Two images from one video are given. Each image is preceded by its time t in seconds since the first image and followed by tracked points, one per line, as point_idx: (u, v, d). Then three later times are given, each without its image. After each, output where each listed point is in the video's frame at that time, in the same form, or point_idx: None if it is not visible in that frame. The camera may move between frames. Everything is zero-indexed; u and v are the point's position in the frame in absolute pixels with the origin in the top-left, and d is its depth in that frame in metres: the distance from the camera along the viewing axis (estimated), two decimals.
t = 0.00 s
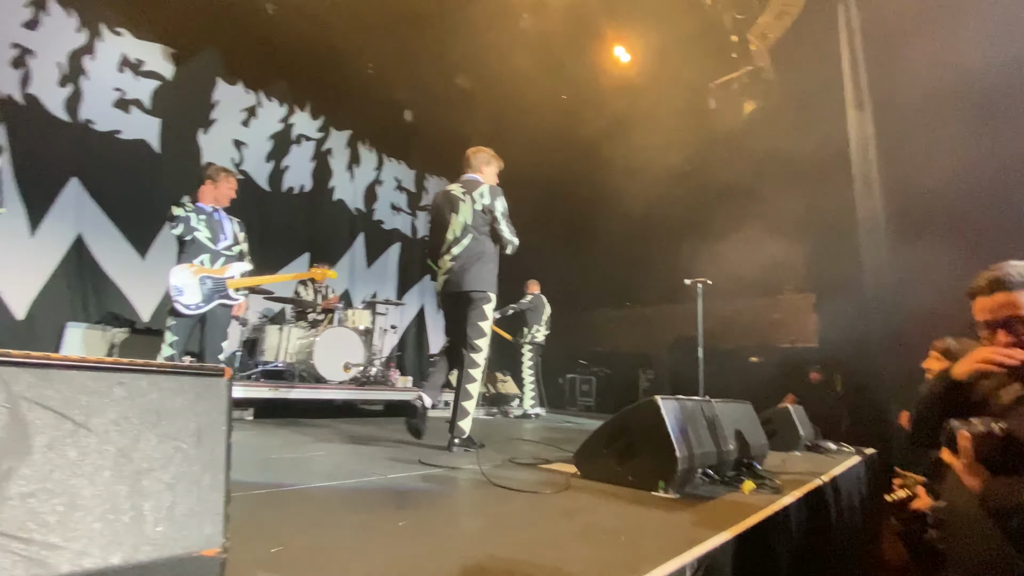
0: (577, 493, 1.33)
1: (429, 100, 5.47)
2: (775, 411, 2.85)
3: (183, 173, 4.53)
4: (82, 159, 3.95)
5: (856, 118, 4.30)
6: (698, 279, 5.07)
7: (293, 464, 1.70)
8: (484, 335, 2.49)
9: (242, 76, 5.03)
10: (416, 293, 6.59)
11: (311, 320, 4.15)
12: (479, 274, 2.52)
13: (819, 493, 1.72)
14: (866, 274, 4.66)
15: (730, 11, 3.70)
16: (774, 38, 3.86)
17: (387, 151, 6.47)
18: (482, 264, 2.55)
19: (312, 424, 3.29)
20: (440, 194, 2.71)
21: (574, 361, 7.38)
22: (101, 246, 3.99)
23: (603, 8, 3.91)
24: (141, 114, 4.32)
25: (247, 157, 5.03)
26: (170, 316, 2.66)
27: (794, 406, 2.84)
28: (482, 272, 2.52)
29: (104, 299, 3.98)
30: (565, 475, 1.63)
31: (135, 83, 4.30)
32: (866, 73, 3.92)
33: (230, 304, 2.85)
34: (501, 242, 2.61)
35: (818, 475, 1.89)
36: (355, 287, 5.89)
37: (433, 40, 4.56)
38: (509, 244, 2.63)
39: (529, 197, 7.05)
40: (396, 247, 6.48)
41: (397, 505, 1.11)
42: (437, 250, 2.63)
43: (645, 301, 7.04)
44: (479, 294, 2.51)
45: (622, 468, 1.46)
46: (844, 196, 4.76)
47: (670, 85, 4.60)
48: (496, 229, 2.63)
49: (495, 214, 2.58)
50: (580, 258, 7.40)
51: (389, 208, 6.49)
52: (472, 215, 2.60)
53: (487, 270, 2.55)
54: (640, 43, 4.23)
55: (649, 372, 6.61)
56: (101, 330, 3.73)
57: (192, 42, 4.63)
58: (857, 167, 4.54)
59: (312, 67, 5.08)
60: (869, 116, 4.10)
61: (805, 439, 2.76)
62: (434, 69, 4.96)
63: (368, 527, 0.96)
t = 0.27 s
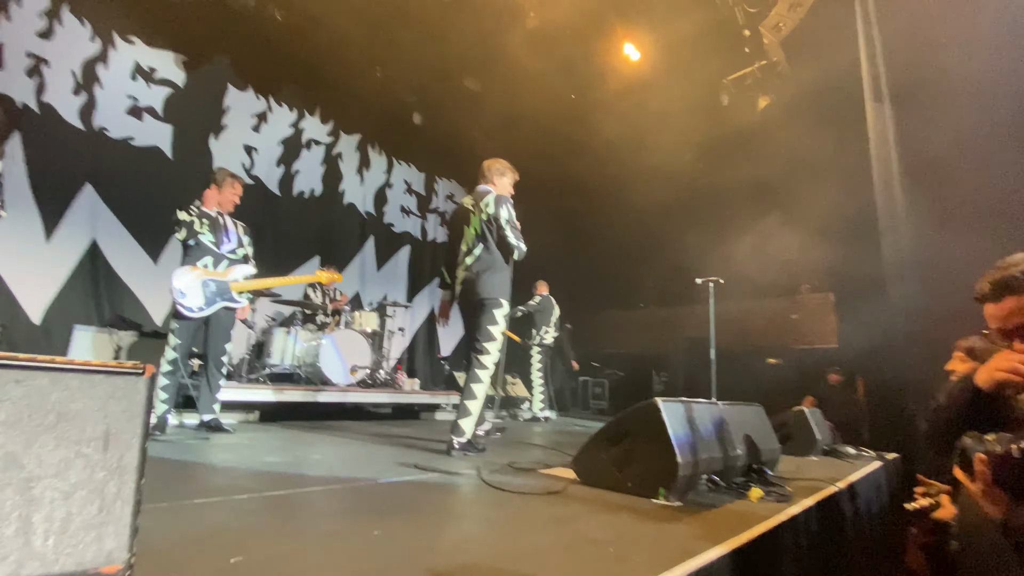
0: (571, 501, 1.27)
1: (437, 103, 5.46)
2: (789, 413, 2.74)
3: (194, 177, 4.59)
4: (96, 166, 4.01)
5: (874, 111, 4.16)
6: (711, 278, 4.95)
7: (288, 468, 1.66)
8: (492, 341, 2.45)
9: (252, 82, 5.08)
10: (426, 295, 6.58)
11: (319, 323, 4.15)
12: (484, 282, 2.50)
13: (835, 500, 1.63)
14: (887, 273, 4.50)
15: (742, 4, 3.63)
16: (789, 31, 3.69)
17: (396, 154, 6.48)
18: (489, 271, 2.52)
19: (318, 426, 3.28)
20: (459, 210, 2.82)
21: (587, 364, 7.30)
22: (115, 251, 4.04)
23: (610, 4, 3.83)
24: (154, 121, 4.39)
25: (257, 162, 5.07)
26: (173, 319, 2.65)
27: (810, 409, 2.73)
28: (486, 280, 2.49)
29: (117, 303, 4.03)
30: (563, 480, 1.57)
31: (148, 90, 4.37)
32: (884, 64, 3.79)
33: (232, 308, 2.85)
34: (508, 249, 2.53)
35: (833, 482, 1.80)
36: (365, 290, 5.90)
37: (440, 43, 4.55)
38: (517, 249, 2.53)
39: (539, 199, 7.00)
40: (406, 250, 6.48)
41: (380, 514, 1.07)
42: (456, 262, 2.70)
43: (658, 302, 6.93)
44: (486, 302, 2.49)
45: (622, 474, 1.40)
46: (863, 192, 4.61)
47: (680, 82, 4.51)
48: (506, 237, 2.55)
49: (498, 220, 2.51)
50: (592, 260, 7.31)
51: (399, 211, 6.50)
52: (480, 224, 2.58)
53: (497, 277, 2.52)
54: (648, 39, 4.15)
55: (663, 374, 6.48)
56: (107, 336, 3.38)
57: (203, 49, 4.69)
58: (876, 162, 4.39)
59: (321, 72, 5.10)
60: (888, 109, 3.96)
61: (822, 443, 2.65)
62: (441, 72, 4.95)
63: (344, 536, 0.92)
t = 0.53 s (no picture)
0: (574, 505, 1.21)
1: (444, 102, 5.43)
2: (807, 414, 2.65)
3: (204, 178, 4.60)
4: (107, 168, 4.04)
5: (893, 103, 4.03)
6: (724, 276, 4.84)
7: (288, 467, 1.63)
8: (510, 346, 2.44)
9: (261, 83, 5.10)
10: (436, 296, 6.55)
11: (327, 323, 4.14)
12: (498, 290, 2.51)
13: (857, 506, 1.54)
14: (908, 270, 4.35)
15: None
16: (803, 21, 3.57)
17: (404, 154, 6.48)
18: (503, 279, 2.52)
19: (325, 427, 3.25)
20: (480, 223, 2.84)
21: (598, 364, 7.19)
22: (126, 252, 4.07)
23: None
24: (164, 122, 4.41)
25: (267, 163, 5.07)
26: (177, 318, 2.64)
27: (829, 410, 2.63)
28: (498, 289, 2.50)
29: (129, 303, 4.05)
30: (569, 483, 1.51)
31: (157, 92, 4.40)
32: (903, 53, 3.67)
33: (239, 307, 2.83)
34: (520, 256, 2.50)
35: (855, 486, 1.71)
36: (374, 290, 5.88)
37: (446, 41, 4.51)
38: (528, 255, 2.48)
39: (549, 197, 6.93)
40: (415, 250, 6.46)
41: (372, 516, 1.03)
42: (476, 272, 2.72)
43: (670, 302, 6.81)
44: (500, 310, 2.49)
45: (630, 478, 1.33)
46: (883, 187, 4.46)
47: (691, 77, 4.42)
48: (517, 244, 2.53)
49: (507, 229, 2.49)
50: (603, 259, 7.22)
51: (407, 210, 6.48)
52: (494, 233, 2.58)
53: (510, 285, 2.51)
54: (657, 33, 4.06)
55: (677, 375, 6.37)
56: (112, 331, 2.98)
57: (212, 52, 4.72)
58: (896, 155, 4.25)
59: (328, 73, 5.10)
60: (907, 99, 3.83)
61: (842, 445, 2.55)
62: (448, 70, 4.91)
63: (330, 541, 0.87)
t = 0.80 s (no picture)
0: (576, 515, 1.14)
1: (443, 99, 5.36)
2: (817, 414, 2.57)
3: (201, 178, 4.55)
4: (102, 168, 3.98)
5: (902, 95, 3.93)
6: (730, 273, 4.76)
7: (279, 470, 1.57)
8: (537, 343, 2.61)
9: (258, 81, 5.04)
10: (437, 295, 6.49)
11: (325, 323, 4.09)
12: (512, 291, 2.68)
13: (874, 512, 1.47)
14: (918, 266, 4.26)
15: None
16: (810, 12, 3.48)
17: (404, 152, 6.42)
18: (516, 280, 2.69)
19: (323, 428, 3.20)
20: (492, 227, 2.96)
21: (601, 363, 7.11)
22: (123, 252, 4.01)
23: None
24: (161, 122, 4.36)
25: (265, 162, 5.02)
26: (175, 320, 2.60)
27: (839, 409, 2.56)
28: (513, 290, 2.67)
29: (126, 304, 3.99)
30: (572, 487, 1.45)
31: (155, 91, 4.33)
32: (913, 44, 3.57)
33: (234, 308, 2.77)
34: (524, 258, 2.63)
35: (871, 490, 1.63)
36: (374, 289, 5.83)
37: (445, 37, 4.44)
38: (530, 255, 2.61)
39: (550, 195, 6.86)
40: (415, 249, 6.40)
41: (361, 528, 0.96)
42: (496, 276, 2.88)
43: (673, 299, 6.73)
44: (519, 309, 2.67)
45: (636, 485, 1.27)
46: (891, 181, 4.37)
47: (695, 71, 4.33)
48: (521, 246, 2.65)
49: (507, 232, 2.63)
50: (605, 256, 7.14)
51: (407, 209, 6.42)
52: (501, 236, 2.74)
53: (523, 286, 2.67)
54: (661, 26, 3.98)
55: (680, 373, 6.29)
56: (107, 334, 2.80)
57: (209, 49, 4.66)
58: (905, 149, 4.16)
59: (326, 70, 5.04)
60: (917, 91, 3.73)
61: (853, 446, 2.47)
62: (447, 67, 4.84)
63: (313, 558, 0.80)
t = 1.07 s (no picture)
0: (588, 524, 1.08)
1: (453, 103, 5.37)
2: (838, 420, 2.48)
3: (214, 183, 4.59)
4: (118, 174, 4.04)
5: (920, 93, 3.83)
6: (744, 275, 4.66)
7: (285, 473, 1.55)
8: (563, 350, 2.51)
9: (271, 87, 5.09)
10: (447, 299, 6.48)
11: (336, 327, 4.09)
12: (536, 299, 2.62)
13: (903, 522, 1.39)
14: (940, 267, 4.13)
15: None
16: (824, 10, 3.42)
17: (415, 157, 6.44)
18: (539, 288, 2.63)
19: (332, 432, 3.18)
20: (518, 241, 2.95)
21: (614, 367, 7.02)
22: (138, 256, 4.06)
23: None
24: (176, 128, 4.42)
25: (277, 167, 5.06)
26: (183, 322, 2.60)
27: (861, 414, 2.47)
28: (537, 297, 2.61)
29: (141, 308, 4.02)
30: (584, 493, 1.40)
31: (169, 98, 4.40)
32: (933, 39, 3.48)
33: (245, 312, 2.77)
34: (546, 263, 2.61)
35: (899, 499, 1.56)
36: (385, 293, 5.83)
37: (454, 42, 4.45)
38: (552, 259, 2.59)
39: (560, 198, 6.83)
40: (426, 254, 6.39)
41: (360, 534, 0.91)
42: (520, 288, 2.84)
43: (687, 304, 6.61)
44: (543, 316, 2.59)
45: (650, 492, 1.21)
46: (911, 181, 4.25)
47: (706, 72, 4.27)
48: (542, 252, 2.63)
49: (528, 240, 2.63)
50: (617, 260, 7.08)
51: (418, 213, 6.42)
52: (523, 246, 2.74)
53: (546, 292, 2.61)
54: (672, 28, 3.93)
55: (694, 378, 6.18)
56: (118, 337, 2.81)
57: (222, 57, 4.72)
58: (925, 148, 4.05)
59: (337, 76, 5.07)
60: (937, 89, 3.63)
61: (876, 453, 2.38)
62: (457, 72, 4.85)
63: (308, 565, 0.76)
